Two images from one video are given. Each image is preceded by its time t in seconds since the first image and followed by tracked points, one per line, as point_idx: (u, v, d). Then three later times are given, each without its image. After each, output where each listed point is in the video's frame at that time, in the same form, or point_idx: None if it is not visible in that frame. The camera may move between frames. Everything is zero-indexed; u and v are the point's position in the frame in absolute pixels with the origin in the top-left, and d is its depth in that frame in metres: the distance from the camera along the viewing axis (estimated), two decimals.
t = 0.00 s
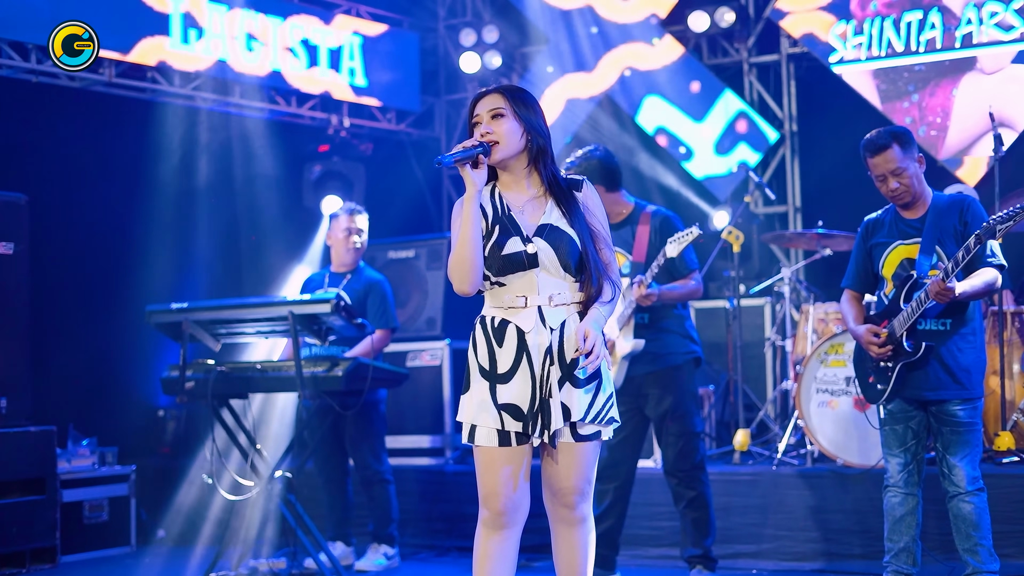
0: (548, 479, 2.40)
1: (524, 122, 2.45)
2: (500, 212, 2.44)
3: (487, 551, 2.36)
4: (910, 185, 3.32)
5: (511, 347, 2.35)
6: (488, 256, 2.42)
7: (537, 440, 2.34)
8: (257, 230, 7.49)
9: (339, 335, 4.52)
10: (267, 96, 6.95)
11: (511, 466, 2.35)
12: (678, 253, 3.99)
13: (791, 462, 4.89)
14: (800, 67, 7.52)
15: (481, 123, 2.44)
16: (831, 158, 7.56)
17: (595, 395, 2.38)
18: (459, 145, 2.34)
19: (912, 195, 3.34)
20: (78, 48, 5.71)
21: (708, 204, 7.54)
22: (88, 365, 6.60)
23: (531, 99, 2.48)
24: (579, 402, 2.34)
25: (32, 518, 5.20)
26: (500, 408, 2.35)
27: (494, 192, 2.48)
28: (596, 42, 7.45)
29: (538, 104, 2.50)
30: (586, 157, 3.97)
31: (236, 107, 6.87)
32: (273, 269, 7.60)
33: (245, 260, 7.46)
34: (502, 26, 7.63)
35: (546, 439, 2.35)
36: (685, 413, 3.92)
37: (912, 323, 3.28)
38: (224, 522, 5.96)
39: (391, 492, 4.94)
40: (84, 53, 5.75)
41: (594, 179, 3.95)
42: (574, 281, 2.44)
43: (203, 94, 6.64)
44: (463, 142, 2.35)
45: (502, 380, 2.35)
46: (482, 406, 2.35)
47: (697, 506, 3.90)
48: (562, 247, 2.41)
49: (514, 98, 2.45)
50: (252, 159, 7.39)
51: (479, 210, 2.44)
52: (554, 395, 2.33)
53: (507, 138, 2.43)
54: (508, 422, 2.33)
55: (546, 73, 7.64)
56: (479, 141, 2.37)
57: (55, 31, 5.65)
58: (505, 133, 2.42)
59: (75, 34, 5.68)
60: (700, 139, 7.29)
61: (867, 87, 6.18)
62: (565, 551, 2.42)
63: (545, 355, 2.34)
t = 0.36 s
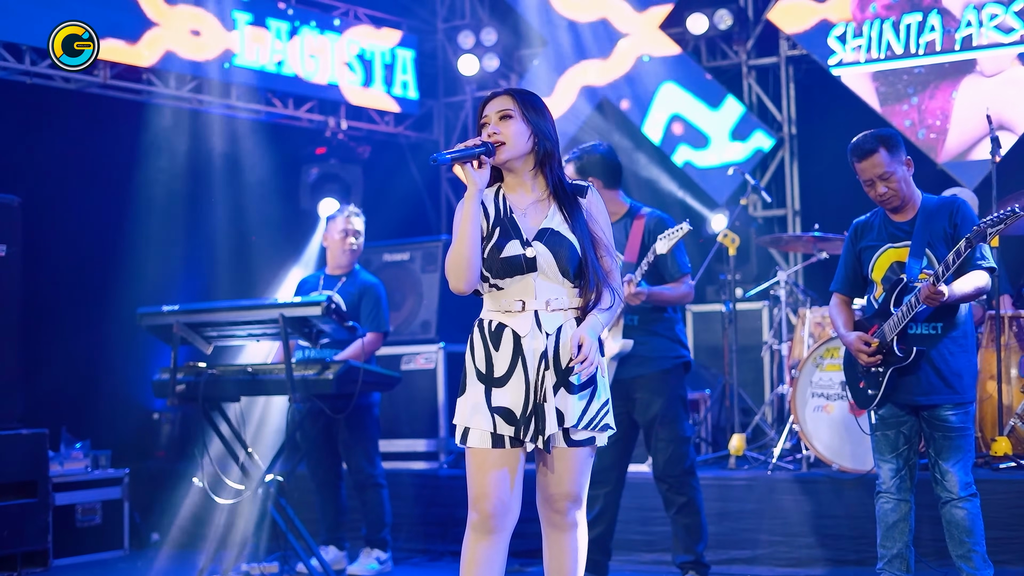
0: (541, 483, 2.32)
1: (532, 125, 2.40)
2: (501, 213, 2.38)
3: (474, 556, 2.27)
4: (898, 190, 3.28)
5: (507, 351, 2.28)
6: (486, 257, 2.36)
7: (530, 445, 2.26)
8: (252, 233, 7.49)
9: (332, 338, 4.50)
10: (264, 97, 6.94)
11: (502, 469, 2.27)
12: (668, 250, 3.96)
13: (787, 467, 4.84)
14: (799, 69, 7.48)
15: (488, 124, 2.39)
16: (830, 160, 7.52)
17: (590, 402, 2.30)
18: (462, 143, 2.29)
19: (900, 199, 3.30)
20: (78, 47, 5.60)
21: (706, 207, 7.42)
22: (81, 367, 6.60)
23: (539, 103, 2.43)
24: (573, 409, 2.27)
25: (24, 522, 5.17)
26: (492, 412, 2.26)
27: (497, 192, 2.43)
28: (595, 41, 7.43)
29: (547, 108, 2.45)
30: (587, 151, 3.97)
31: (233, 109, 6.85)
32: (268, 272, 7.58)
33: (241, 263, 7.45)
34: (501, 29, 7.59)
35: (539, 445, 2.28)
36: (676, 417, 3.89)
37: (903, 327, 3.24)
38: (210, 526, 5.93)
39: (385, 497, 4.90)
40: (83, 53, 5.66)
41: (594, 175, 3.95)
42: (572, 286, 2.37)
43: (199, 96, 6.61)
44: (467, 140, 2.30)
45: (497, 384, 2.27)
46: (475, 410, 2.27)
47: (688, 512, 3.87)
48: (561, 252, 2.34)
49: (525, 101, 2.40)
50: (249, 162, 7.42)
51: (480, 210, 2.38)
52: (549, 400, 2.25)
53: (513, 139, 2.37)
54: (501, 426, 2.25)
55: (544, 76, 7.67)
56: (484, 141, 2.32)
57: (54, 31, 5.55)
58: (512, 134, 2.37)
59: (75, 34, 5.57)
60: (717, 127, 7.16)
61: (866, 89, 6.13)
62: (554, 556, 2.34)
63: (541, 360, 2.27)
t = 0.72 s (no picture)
0: (534, 485, 2.29)
1: (537, 125, 2.36)
2: (500, 213, 2.36)
3: (462, 557, 2.23)
4: (893, 193, 3.25)
5: (499, 352, 2.25)
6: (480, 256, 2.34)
7: (519, 445, 2.24)
8: (254, 233, 7.47)
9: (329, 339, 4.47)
10: (265, 97, 6.94)
11: (493, 466, 2.24)
12: (671, 250, 3.96)
13: (786, 470, 4.82)
14: (803, 70, 7.44)
15: (494, 124, 2.37)
16: (833, 161, 7.48)
17: (581, 405, 2.25)
18: (464, 140, 2.27)
19: (895, 201, 3.28)
20: (78, 47, 5.64)
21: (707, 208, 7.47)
22: (80, 367, 6.60)
23: (547, 104, 2.40)
24: (562, 412, 2.22)
25: (21, 522, 5.15)
26: (481, 410, 2.24)
27: (500, 192, 2.40)
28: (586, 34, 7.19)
29: (554, 110, 2.41)
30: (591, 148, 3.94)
31: (233, 109, 6.85)
32: (269, 272, 7.56)
33: (241, 263, 7.43)
34: (503, 29, 7.57)
35: (530, 445, 2.26)
36: (674, 419, 3.86)
37: (901, 330, 3.22)
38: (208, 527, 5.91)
39: (383, 498, 4.87)
40: (83, 53, 5.70)
41: (593, 174, 3.91)
42: (568, 288, 2.32)
43: (200, 96, 6.61)
44: (469, 138, 2.28)
45: (487, 383, 2.25)
46: (465, 407, 2.25)
47: (686, 514, 3.83)
48: (556, 254, 2.29)
49: (533, 103, 2.38)
50: (250, 162, 7.40)
51: (479, 209, 2.37)
52: (537, 402, 2.22)
53: (517, 139, 2.34)
54: (489, 424, 2.22)
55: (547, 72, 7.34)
56: (486, 140, 2.29)
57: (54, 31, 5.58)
58: (517, 135, 2.34)
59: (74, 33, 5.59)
60: (733, 116, 6.99)
61: (869, 90, 6.12)
62: (547, 558, 2.30)
63: (530, 361, 2.24)
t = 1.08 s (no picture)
0: (526, 487, 2.28)
1: (535, 127, 2.35)
2: (495, 215, 2.35)
3: (455, 560, 2.23)
4: (893, 194, 3.24)
5: (489, 354, 2.25)
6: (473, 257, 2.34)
7: (508, 447, 2.24)
8: (255, 236, 7.49)
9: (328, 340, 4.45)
10: (269, 99, 6.96)
11: (483, 466, 2.23)
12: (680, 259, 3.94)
13: (788, 472, 4.80)
14: (808, 71, 7.40)
15: (493, 124, 2.36)
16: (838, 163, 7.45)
17: (572, 408, 2.25)
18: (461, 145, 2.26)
19: (896, 202, 3.26)
20: (77, 46, 5.56)
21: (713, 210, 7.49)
22: (82, 368, 6.63)
23: (545, 106, 2.38)
24: (552, 415, 2.22)
25: (24, 523, 5.16)
26: (471, 412, 2.24)
27: (496, 193, 2.39)
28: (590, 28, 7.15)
29: (553, 111, 2.40)
30: (581, 157, 3.93)
31: (236, 111, 6.88)
32: (271, 273, 7.59)
33: (243, 265, 7.45)
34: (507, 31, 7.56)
35: (520, 447, 2.25)
36: (675, 422, 3.84)
37: (900, 333, 3.21)
38: (208, 529, 5.92)
39: (384, 500, 4.86)
40: (83, 52, 5.62)
41: (587, 183, 3.90)
42: (560, 292, 2.31)
43: (203, 98, 6.66)
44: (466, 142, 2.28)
45: (477, 384, 2.24)
46: (454, 408, 2.24)
47: (687, 517, 3.82)
48: (549, 258, 2.28)
49: (531, 104, 2.37)
50: (252, 165, 7.41)
51: (474, 210, 2.36)
52: (527, 404, 2.22)
53: (515, 140, 2.33)
54: (479, 425, 2.22)
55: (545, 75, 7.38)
56: (482, 143, 2.28)
57: (54, 31, 5.52)
58: (514, 135, 2.33)
59: (74, 33, 5.53)
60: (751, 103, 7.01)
61: (875, 93, 6.10)
62: (539, 561, 2.30)
63: (520, 363, 2.23)
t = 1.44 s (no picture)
0: (516, 487, 2.29)
1: (523, 128, 2.37)
2: (482, 216, 2.36)
3: (447, 561, 2.24)
4: (894, 193, 3.24)
5: (479, 355, 2.25)
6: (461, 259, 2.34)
7: (499, 448, 2.25)
8: (256, 235, 7.50)
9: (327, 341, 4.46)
10: (270, 100, 6.97)
11: (474, 466, 2.24)
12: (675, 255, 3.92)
13: (785, 472, 4.81)
14: (809, 71, 7.38)
15: (480, 126, 2.37)
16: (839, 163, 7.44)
17: (563, 408, 2.26)
18: (448, 153, 2.26)
19: (896, 202, 3.26)
20: (77, 47, 5.53)
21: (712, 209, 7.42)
22: (83, 367, 6.65)
23: (532, 108, 2.40)
24: (543, 415, 2.23)
25: (24, 521, 5.18)
26: (461, 413, 2.24)
27: (483, 194, 2.40)
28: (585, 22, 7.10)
29: (540, 113, 2.42)
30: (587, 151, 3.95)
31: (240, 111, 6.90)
32: (272, 273, 7.60)
33: (243, 265, 7.47)
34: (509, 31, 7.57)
35: (511, 448, 2.26)
36: (670, 421, 3.84)
37: (896, 333, 3.21)
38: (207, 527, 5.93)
39: (383, 499, 4.86)
40: (82, 53, 5.61)
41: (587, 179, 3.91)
42: (549, 293, 2.33)
43: (212, 98, 6.68)
44: (450, 153, 2.27)
45: (467, 386, 2.25)
46: (444, 410, 2.24)
47: (682, 517, 3.82)
48: (538, 259, 2.30)
49: (518, 106, 2.38)
50: (252, 164, 7.42)
51: (462, 212, 2.37)
52: (518, 405, 2.23)
53: (502, 140, 2.34)
54: (469, 426, 2.22)
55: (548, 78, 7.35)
56: (469, 147, 2.29)
57: (54, 32, 5.48)
58: (503, 135, 2.34)
59: (74, 34, 5.50)
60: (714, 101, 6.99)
61: (875, 92, 6.10)
62: (529, 561, 2.30)
63: (510, 364, 2.24)
